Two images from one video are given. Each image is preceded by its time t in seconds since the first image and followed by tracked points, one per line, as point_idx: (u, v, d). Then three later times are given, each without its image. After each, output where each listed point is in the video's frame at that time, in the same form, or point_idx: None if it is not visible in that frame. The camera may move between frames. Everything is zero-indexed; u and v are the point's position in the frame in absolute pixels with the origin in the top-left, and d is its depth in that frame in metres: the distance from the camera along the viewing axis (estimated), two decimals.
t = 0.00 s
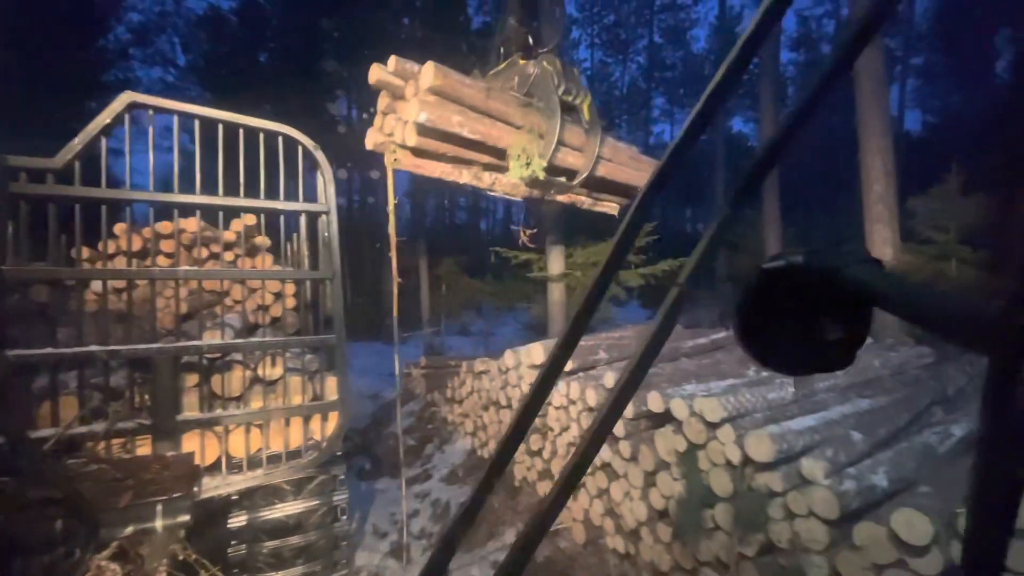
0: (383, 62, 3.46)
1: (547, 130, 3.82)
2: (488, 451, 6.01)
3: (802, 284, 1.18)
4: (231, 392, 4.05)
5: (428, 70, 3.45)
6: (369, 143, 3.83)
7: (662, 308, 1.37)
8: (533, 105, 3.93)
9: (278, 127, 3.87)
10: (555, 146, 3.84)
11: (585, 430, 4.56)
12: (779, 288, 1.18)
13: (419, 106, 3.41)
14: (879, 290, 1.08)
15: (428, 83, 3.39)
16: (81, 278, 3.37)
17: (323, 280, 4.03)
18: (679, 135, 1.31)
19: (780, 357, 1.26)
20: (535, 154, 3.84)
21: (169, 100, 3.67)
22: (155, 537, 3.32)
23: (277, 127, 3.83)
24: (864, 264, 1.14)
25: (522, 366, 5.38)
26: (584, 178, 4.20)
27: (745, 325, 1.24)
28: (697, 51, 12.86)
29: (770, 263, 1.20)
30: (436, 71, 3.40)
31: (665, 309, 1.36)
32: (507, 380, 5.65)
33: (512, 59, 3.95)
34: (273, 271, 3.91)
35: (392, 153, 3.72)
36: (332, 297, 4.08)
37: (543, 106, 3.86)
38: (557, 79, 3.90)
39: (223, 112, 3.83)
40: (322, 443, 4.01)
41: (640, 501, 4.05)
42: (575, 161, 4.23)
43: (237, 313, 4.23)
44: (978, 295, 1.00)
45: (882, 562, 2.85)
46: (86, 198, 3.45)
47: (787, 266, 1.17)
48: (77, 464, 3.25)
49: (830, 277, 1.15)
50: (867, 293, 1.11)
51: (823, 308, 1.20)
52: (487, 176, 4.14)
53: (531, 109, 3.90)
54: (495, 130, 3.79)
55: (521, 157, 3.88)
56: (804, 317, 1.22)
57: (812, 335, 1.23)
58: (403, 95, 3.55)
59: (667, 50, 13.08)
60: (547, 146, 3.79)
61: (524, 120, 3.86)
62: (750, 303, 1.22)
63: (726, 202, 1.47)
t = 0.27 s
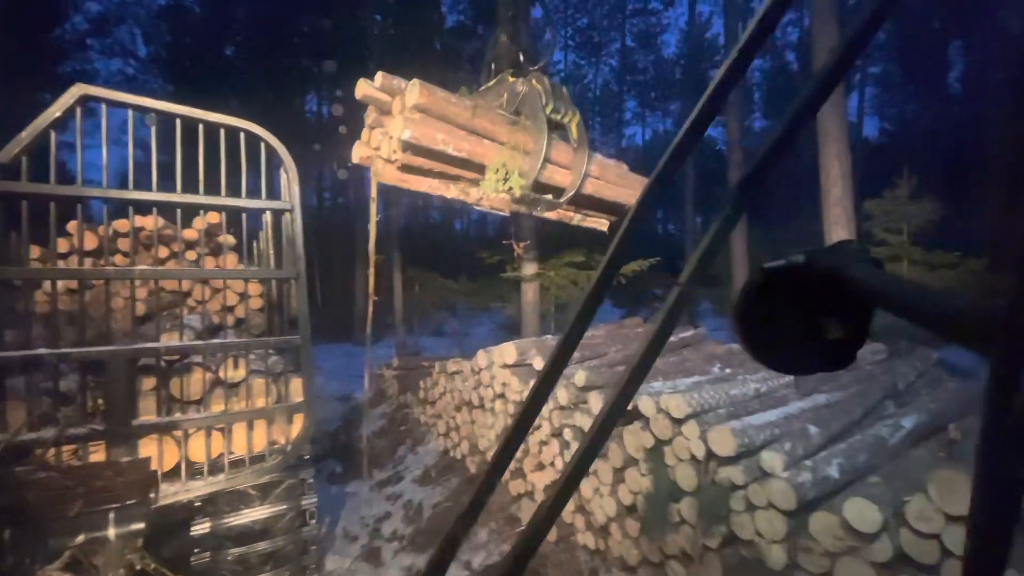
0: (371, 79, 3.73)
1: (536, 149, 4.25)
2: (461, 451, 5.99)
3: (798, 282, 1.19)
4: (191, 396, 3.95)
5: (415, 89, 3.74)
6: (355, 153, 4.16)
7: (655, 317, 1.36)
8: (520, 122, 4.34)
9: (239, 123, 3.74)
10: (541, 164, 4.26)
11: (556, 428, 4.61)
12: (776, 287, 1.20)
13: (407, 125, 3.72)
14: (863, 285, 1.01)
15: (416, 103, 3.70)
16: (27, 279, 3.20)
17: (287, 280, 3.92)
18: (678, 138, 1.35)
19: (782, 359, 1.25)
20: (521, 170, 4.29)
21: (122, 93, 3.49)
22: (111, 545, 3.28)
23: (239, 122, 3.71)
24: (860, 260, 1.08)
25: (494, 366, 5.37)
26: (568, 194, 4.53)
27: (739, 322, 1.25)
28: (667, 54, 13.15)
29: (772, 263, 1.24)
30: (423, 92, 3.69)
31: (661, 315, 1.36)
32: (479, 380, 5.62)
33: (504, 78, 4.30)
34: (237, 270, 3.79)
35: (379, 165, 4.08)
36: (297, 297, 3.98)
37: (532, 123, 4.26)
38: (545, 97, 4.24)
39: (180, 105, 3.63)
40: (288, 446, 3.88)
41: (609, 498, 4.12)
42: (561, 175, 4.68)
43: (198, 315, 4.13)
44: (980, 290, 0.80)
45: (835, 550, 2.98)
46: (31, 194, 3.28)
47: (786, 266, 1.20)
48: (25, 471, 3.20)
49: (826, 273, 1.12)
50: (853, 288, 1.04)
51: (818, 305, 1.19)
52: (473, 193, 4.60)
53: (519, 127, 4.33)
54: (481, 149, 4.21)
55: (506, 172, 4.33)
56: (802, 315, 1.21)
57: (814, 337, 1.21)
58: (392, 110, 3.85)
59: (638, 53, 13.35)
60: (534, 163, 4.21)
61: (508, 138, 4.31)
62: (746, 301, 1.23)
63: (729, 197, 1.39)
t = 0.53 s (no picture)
0: (366, 118, 3.89)
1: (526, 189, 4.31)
2: (438, 452, 5.96)
3: (794, 283, 1.19)
4: (156, 399, 3.85)
5: (408, 130, 3.88)
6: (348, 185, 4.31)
7: (652, 324, 1.33)
8: (513, 160, 4.46)
9: (208, 119, 3.65)
10: (533, 202, 4.29)
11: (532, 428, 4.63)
12: (776, 290, 1.21)
13: (398, 168, 3.86)
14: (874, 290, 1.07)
15: (407, 146, 3.83)
16: None
17: (256, 281, 3.82)
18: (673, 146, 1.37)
19: (787, 359, 1.28)
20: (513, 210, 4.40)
21: (83, 88, 3.36)
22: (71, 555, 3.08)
23: (208, 119, 3.62)
24: (864, 262, 1.14)
25: (470, 366, 5.36)
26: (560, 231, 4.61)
27: (741, 322, 1.27)
28: (643, 58, 13.37)
29: (770, 265, 1.23)
30: (415, 136, 3.84)
31: (661, 318, 1.33)
32: (456, 381, 5.60)
33: (497, 116, 4.39)
34: (207, 271, 3.69)
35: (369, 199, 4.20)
36: (266, 298, 3.88)
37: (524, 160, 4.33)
38: (538, 136, 4.28)
39: (146, 101, 3.51)
40: (257, 450, 3.81)
41: (583, 496, 4.16)
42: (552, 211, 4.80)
43: (165, 316, 4.03)
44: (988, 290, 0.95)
45: (798, 540, 3.08)
46: None
47: (784, 266, 1.21)
48: None
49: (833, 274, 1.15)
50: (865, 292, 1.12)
51: (820, 307, 1.19)
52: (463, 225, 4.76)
53: (512, 163, 4.46)
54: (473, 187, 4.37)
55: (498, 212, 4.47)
56: (798, 317, 1.22)
57: (817, 340, 1.23)
58: (384, 147, 4.00)
59: (615, 56, 13.56)
60: (525, 203, 4.26)
61: (501, 177, 4.44)
62: (748, 304, 1.25)
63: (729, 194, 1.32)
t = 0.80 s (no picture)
0: (376, 152, 4.23)
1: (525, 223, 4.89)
2: (420, 454, 5.93)
3: (795, 282, 1.15)
4: (127, 402, 3.75)
5: (422, 173, 4.33)
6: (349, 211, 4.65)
7: (652, 323, 1.34)
8: (513, 193, 5.00)
9: (184, 117, 3.58)
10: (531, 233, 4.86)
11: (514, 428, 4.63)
12: (775, 289, 1.16)
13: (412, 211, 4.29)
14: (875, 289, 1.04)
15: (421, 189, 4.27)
16: None
17: (233, 281, 3.76)
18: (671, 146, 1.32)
19: (784, 360, 1.23)
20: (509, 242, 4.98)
21: (52, 83, 3.27)
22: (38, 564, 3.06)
23: (184, 116, 3.55)
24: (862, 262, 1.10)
25: (453, 367, 5.33)
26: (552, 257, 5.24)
27: (738, 322, 1.25)
28: (625, 61, 13.55)
29: (770, 263, 1.20)
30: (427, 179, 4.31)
31: (661, 319, 1.33)
32: (438, 381, 5.58)
33: (504, 147, 4.92)
34: (182, 271, 3.61)
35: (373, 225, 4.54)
36: (243, 299, 3.83)
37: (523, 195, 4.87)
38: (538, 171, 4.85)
39: (118, 97, 3.43)
40: (234, 454, 3.77)
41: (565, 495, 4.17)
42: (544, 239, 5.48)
43: (137, 317, 3.93)
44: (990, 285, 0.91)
45: (773, 535, 3.14)
46: None
47: (784, 265, 1.18)
48: None
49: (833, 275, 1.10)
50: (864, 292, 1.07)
51: (821, 308, 1.14)
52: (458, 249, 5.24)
53: (511, 193, 4.99)
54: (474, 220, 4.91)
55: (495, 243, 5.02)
56: (795, 319, 1.17)
57: (815, 344, 1.17)
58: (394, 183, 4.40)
59: (597, 58, 13.77)
60: (525, 236, 4.84)
61: (502, 211, 4.99)
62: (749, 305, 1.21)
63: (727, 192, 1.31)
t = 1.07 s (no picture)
0: (396, 176, 4.55)
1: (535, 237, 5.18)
2: (400, 455, 5.88)
3: (791, 281, 1.21)
4: (94, 405, 3.63)
5: (440, 198, 4.62)
6: (360, 230, 4.99)
7: (651, 320, 1.41)
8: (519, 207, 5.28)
9: (153, 113, 3.48)
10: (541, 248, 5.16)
11: (494, 427, 4.64)
12: (770, 286, 1.22)
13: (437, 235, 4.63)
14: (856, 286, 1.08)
15: (440, 215, 4.59)
16: None
17: (205, 280, 3.66)
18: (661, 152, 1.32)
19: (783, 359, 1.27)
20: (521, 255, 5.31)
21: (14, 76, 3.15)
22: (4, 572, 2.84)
23: (152, 112, 3.45)
24: (857, 262, 1.12)
25: (433, 367, 5.31)
26: (556, 266, 5.52)
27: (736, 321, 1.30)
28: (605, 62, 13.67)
29: (763, 263, 1.26)
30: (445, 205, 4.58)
31: (658, 315, 1.40)
32: (418, 381, 5.54)
33: (508, 162, 5.00)
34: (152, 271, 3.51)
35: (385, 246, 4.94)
36: (216, 298, 3.74)
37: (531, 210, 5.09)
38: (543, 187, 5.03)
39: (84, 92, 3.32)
40: (205, 457, 3.59)
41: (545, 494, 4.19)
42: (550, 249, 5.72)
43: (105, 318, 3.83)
44: (978, 285, 0.89)
45: (746, 529, 3.21)
46: None
47: (777, 265, 1.23)
48: None
49: (827, 277, 1.15)
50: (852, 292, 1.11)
51: (815, 306, 1.20)
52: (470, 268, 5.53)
53: (518, 207, 5.28)
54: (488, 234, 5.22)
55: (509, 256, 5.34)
56: (788, 319, 1.22)
57: (808, 339, 1.23)
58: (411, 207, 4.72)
59: (578, 59, 13.86)
60: (537, 248, 5.13)
61: (514, 225, 5.28)
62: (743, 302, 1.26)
63: (722, 197, 1.38)
